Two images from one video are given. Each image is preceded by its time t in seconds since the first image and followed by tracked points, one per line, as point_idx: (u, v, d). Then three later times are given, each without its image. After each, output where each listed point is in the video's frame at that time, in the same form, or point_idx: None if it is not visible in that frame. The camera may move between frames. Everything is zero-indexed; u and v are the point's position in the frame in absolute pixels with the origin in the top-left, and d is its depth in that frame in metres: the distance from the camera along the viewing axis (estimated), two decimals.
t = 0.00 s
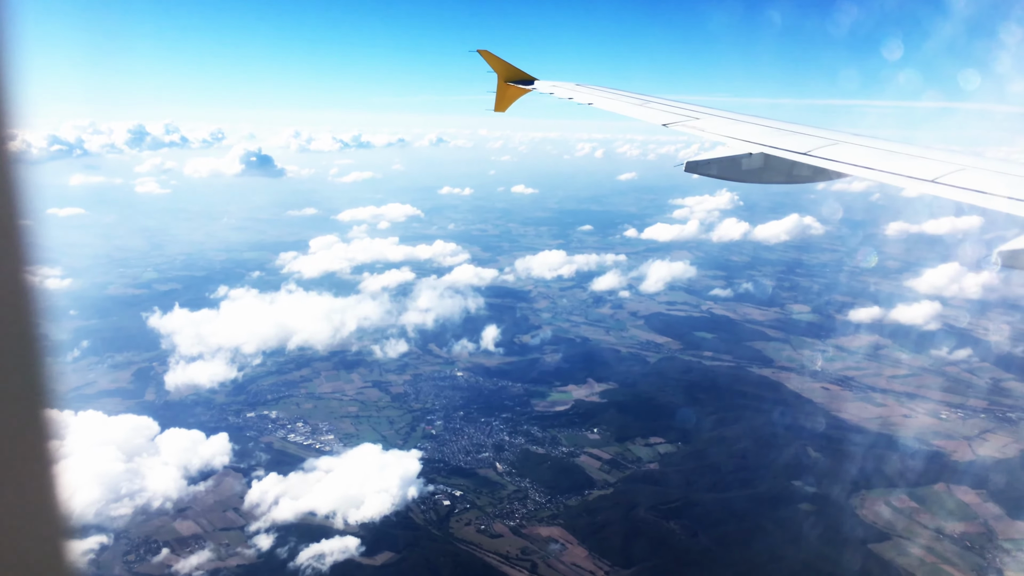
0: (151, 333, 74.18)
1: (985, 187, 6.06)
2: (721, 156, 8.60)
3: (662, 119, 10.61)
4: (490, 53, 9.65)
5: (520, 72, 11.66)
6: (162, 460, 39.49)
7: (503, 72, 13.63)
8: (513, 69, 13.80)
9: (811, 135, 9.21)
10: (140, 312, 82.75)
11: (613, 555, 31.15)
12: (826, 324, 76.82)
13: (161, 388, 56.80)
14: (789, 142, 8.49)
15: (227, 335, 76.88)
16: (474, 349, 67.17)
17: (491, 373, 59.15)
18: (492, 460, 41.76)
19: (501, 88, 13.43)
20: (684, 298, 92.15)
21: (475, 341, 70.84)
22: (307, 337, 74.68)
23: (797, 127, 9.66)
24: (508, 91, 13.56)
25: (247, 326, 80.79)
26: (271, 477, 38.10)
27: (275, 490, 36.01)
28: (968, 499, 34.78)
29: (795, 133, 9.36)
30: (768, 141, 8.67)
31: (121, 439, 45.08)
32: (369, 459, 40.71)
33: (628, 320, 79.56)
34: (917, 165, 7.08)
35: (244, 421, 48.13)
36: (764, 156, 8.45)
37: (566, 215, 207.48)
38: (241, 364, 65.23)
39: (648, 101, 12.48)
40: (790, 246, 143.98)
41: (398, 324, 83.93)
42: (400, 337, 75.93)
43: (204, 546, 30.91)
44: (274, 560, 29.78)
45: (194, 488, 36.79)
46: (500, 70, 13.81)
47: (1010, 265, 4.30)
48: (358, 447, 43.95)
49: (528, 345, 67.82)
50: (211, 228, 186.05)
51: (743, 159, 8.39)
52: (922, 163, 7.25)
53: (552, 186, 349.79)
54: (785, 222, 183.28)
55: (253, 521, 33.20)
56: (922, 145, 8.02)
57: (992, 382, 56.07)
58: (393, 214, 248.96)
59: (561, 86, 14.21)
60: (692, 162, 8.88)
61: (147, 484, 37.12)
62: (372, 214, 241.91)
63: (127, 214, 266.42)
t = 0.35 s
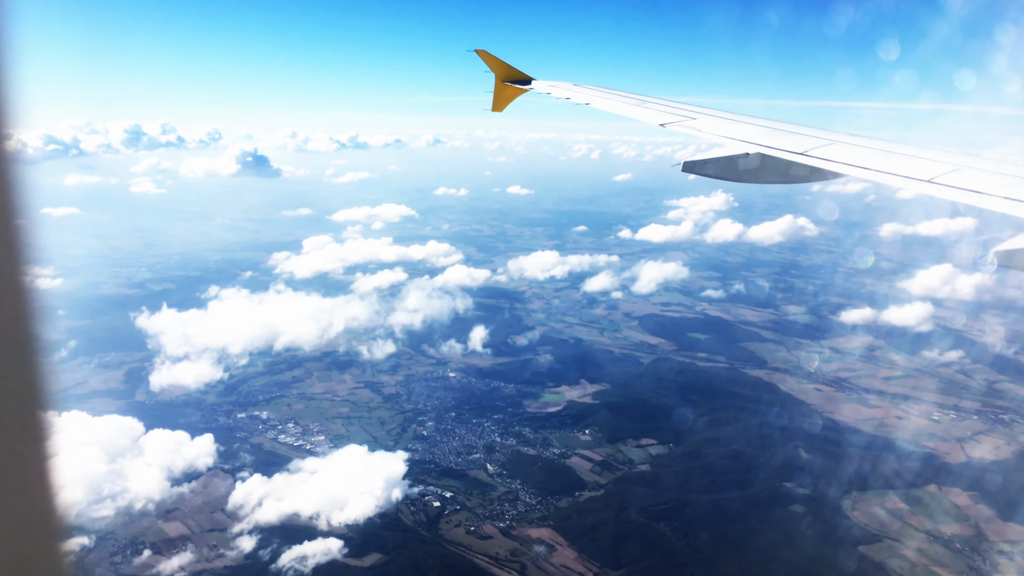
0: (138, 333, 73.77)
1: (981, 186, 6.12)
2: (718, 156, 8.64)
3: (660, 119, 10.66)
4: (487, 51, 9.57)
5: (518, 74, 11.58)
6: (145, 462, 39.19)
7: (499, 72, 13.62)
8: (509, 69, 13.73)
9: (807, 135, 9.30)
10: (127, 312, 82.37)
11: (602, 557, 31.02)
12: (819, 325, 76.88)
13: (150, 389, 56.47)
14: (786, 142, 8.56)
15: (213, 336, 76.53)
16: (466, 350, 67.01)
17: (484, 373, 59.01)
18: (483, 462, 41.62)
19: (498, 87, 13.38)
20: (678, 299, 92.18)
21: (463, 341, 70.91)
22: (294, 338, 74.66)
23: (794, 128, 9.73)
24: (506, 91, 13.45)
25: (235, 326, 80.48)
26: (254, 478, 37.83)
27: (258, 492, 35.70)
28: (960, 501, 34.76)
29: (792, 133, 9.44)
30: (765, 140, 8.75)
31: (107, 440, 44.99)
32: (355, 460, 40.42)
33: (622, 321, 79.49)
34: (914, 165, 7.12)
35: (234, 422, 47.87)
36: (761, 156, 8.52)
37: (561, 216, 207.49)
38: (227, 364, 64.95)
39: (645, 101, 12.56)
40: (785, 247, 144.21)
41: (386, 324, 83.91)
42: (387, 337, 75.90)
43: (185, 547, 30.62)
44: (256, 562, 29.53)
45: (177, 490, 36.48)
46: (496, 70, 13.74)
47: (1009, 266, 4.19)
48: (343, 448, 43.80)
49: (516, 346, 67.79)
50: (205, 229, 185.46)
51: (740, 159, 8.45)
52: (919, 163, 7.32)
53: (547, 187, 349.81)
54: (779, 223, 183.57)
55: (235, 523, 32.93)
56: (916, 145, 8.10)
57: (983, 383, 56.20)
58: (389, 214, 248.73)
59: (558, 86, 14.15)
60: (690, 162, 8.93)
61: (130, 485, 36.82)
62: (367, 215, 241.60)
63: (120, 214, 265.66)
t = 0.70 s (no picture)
0: (125, 333, 73.43)
1: (980, 186, 6.01)
2: (715, 156, 8.53)
3: (657, 118, 10.57)
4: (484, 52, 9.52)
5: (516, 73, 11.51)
6: (131, 462, 38.94)
7: (498, 72, 13.54)
8: (507, 69, 13.65)
9: (805, 136, 9.19)
10: (115, 312, 81.89)
11: (592, 558, 30.97)
12: (812, 326, 77.10)
13: (140, 388, 56.21)
14: (784, 142, 8.46)
15: (201, 336, 76.03)
16: (460, 350, 66.91)
17: (477, 373, 58.98)
18: (475, 462, 41.50)
19: (496, 88, 13.36)
20: (672, 299, 92.34)
21: (452, 341, 70.88)
22: (281, 337, 74.53)
23: (793, 128, 9.66)
24: (504, 91, 13.37)
25: (223, 327, 80.03)
26: (240, 478, 37.68)
27: (244, 493, 35.58)
28: (951, 502, 34.82)
29: (791, 133, 9.34)
30: (763, 141, 8.68)
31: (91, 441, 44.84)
32: (341, 461, 40.26)
33: (616, 321, 79.50)
34: (913, 165, 6.98)
35: (226, 422, 47.64)
36: (758, 157, 8.46)
37: (557, 216, 207.68)
38: (217, 364, 64.61)
39: (644, 101, 12.50)
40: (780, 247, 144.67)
41: (375, 324, 83.80)
42: (376, 337, 75.81)
43: (168, 547, 30.42)
44: (239, 563, 29.35)
45: (162, 490, 36.27)
46: (494, 69, 13.62)
47: (1007, 267, 3.75)
48: (329, 448, 43.76)
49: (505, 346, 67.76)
50: (199, 228, 184.79)
51: (737, 160, 8.33)
52: (916, 163, 7.20)
53: (543, 187, 350.04)
54: (774, 224, 184.05)
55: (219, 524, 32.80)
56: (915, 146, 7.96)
57: (975, 384, 56.47)
58: (384, 214, 248.61)
59: (556, 86, 14.08)
60: (687, 163, 8.82)
61: (115, 486, 36.57)
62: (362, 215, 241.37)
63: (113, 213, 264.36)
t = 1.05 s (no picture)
0: (112, 331, 72.94)
1: (978, 186, 6.05)
2: (713, 155, 8.52)
3: (654, 118, 10.55)
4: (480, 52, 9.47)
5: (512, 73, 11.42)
6: (114, 461, 38.62)
7: (494, 72, 13.48)
8: (504, 69, 13.57)
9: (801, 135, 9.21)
10: (102, 311, 81.27)
11: (582, 558, 30.93)
12: (806, 326, 77.24)
13: (130, 387, 55.83)
14: (781, 142, 8.46)
15: (187, 335, 75.26)
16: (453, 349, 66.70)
17: (470, 373, 58.89)
18: (466, 461, 41.46)
19: (492, 88, 13.34)
20: (666, 299, 92.43)
21: (440, 341, 70.64)
22: (268, 337, 74.22)
23: (789, 128, 9.68)
24: (500, 91, 13.29)
25: (210, 327, 79.36)
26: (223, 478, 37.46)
27: (228, 492, 35.37)
28: (940, 502, 34.89)
29: (787, 133, 9.37)
30: (760, 141, 8.68)
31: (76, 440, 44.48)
32: (326, 461, 39.99)
33: (610, 321, 79.38)
34: (909, 165, 7.01)
35: (217, 421, 47.37)
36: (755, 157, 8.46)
37: (552, 216, 207.73)
38: (206, 363, 64.20)
39: (639, 102, 12.48)
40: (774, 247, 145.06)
41: (362, 324, 83.46)
42: (363, 337, 75.47)
43: (150, 547, 30.17)
44: (220, 564, 29.12)
45: (145, 490, 35.97)
46: (491, 69, 13.51)
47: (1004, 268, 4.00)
48: (314, 447, 43.51)
49: (493, 346, 67.58)
50: (193, 227, 183.79)
51: (735, 160, 8.33)
52: (913, 162, 7.25)
53: (538, 186, 349.74)
54: (768, 224, 184.22)
55: (203, 524, 32.59)
56: (909, 145, 8.01)
57: (967, 384, 56.70)
58: (378, 213, 248.14)
59: (552, 86, 14.02)
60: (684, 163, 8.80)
61: (98, 485, 36.23)
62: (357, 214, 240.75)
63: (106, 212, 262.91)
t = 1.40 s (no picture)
0: (99, 332, 72.58)
1: (979, 188, 6.01)
2: (711, 157, 8.50)
3: (653, 120, 10.55)
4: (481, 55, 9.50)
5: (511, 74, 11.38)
6: (100, 462, 38.31)
7: (494, 73, 13.42)
8: (504, 70, 13.50)
9: (801, 137, 9.17)
10: (91, 312, 80.83)
11: (573, 558, 30.71)
12: (802, 327, 77.16)
13: (121, 387, 55.56)
14: (782, 144, 8.43)
15: (177, 334, 74.90)
16: (448, 350, 66.53)
17: (464, 374, 58.74)
18: (459, 462, 41.27)
19: (492, 89, 13.23)
20: (663, 300, 92.32)
21: (429, 342, 70.64)
22: (256, 337, 73.94)
23: (790, 128, 9.65)
24: (500, 92, 13.26)
25: (200, 326, 79.01)
26: (211, 478, 37.23)
27: (214, 492, 35.21)
28: (935, 504, 34.74)
29: (787, 134, 9.33)
30: (760, 143, 8.62)
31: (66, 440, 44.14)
32: (314, 462, 39.75)
33: (606, 322, 79.28)
34: (909, 167, 6.98)
35: (209, 421, 47.13)
36: (756, 158, 8.40)
37: (549, 216, 207.70)
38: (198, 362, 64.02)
39: (639, 103, 12.43)
40: (771, 248, 145.18)
41: (351, 324, 83.39)
42: (353, 337, 75.45)
43: (136, 547, 29.93)
44: (206, 564, 28.91)
45: (132, 491, 35.71)
46: (490, 71, 13.44)
47: (1003, 270, 3.85)
48: (304, 448, 43.29)
49: (483, 347, 67.64)
50: (189, 227, 183.55)
51: (735, 161, 8.30)
52: (913, 164, 7.23)
53: (536, 187, 349.84)
54: (765, 225, 184.34)
55: (189, 524, 32.40)
56: (908, 148, 7.97)
57: (962, 386, 56.62)
58: (375, 214, 247.93)
59: (552, 86, 13.94)
60: (684, 163, 8.77)
61: (83, 485, 35.88)
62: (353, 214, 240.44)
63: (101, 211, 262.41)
